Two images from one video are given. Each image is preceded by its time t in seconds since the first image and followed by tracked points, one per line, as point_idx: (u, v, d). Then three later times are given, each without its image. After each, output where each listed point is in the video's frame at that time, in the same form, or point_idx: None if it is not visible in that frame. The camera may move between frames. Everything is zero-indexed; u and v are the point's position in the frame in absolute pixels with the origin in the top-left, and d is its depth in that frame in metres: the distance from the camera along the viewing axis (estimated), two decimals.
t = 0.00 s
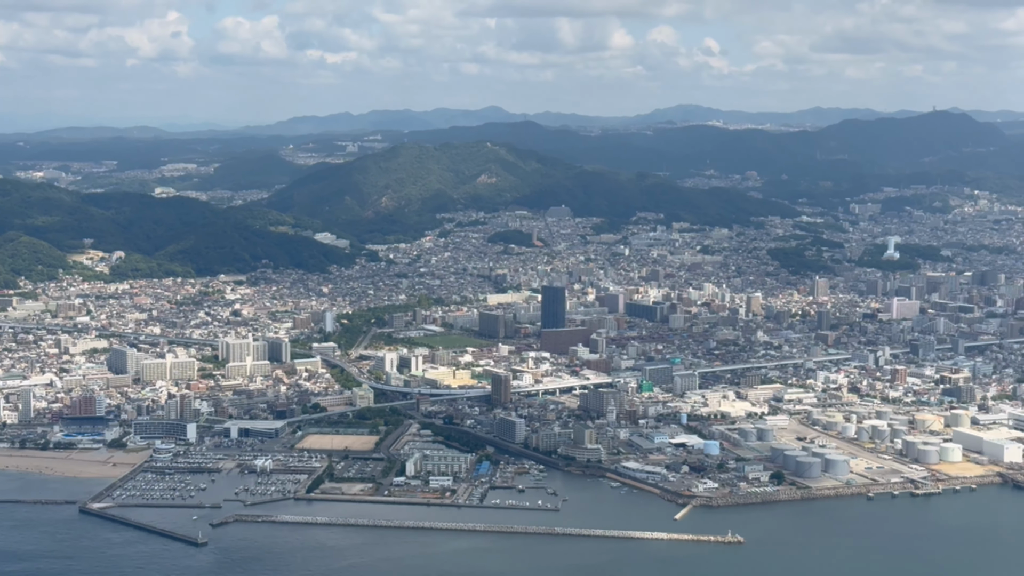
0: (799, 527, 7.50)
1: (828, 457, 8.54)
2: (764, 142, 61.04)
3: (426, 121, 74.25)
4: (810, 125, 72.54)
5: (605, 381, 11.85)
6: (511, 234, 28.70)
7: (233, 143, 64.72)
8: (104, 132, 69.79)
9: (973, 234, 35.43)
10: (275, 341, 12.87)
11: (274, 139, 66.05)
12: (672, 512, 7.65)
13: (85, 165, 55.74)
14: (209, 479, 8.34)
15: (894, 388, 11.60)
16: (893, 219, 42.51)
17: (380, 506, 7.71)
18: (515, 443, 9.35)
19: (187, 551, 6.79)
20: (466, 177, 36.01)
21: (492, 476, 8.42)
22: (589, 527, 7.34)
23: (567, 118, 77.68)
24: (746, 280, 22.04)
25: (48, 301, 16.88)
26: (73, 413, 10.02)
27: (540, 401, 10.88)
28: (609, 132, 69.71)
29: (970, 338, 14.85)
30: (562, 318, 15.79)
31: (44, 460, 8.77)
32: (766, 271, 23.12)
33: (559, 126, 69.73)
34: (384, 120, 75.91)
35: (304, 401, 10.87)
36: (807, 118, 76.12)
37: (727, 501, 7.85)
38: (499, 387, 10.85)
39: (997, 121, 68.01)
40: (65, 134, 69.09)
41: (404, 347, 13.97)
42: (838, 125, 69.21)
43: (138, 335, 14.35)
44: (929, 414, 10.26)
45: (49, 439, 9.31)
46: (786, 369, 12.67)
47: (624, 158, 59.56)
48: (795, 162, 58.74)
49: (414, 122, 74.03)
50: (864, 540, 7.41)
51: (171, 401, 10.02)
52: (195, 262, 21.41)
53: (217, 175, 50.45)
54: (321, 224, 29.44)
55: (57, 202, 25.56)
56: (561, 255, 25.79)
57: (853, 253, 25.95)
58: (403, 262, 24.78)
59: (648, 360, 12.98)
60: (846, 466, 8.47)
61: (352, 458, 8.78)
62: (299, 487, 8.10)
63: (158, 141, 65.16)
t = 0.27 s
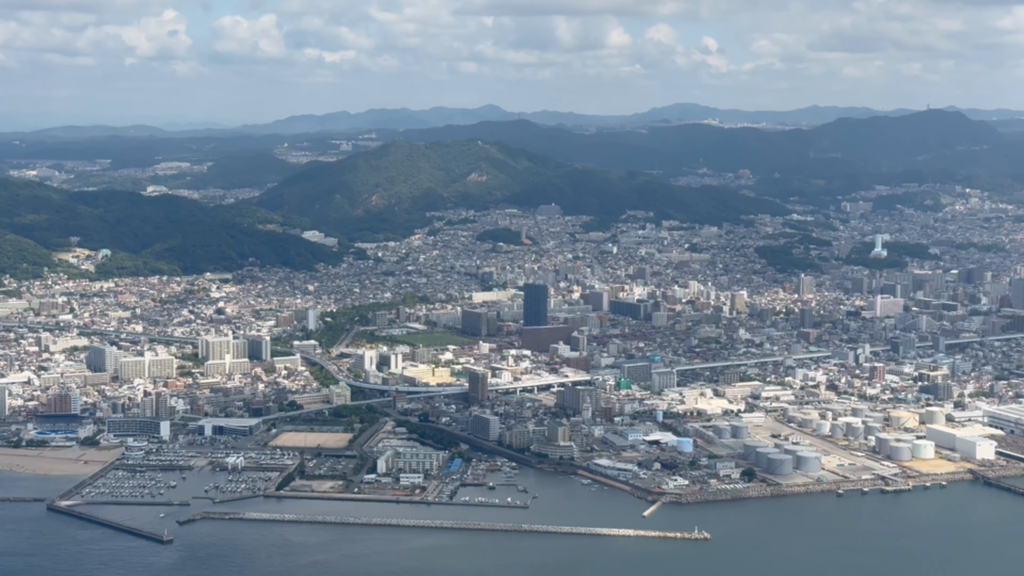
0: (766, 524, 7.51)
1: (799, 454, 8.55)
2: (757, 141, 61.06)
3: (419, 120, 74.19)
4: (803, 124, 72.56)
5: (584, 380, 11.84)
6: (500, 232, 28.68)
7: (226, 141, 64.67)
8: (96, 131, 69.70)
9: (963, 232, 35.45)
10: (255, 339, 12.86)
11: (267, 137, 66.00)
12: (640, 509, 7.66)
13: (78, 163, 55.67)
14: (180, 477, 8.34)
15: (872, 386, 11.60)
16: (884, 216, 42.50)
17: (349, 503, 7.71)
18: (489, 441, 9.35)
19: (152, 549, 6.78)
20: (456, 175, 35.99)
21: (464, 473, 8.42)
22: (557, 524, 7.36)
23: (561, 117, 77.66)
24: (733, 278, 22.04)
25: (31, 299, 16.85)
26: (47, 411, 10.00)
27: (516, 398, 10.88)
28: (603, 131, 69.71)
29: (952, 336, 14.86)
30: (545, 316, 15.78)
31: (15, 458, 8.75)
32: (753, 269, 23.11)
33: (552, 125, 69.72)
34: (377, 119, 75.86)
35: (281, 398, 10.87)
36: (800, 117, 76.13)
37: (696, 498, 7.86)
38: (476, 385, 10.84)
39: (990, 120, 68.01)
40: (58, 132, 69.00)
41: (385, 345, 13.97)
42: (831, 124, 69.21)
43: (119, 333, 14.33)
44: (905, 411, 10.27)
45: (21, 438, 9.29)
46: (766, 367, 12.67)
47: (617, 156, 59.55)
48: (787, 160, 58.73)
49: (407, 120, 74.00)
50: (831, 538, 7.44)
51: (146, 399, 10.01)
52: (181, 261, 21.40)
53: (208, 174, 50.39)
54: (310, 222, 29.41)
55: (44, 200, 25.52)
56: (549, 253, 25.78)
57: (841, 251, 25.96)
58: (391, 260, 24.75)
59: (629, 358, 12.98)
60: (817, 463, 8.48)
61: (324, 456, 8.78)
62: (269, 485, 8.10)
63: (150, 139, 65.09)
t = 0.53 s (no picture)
0: (733, 518, 7.51)
1: (769, 449, 8.55)
2: (749, 136, 61.06)
3: (411, 115, 74.17)
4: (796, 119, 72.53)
5: (560, 374, 11.84)
6: (487, 227, 28.69)
7: (218, 136, 64.62)
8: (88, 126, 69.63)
9: (952, 228, 35.45)
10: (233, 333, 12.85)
11: (259, 132, 65.95)
12: (607, 503, 7.66)
13: (69, 157, 55.61)
14: (148, 470, 8.32)
15: (848, 380, 11.62)
16: (873, 212, 42.55)
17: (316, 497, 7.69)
18: (460, 435, 9.34)
19: (114, 542, 6.76)
20: (445, 170, 35.98)
21: (433, 467, 8.41)
22: (522, 517, 7.35)
23: (553, 113, 77.63)
24: (718, 272, 22.03)
25: (12, 293, 16.83)
26: (20, 404, 9.99)
27: (491, 392, 10.87)
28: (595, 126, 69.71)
29: (932, 331, 14.86)
30: (526, 311, 15.79)
31: None
32: (738, 264, 23.13)
33: (544, 120, 69.72)
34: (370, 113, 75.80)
35: (255, 392, 10.86)
36: (793, 113, 76.16)
37: (664, 492, 7.86)
38: (451, 379, 10.83)
39: (982, 115, 68.07)
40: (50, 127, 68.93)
41: (364, 339, 13.95)
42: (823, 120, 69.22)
43: (98, 327, 14.31)
44: (878, 406, 10.28)
45: None
46: (744, 361, 12.67)
47: (609, 151, 59.54)
48: (778, 156, 58.77)
49: (400, 115, 73.96)
50: (797, 531, 7.44)
51: (118, 393, 10.00)
52: (166, 255, 21.38)
53: (199, 168, 50.39)
54: (297, 217, 29.39)
55: (30, 194, 25.50)
56: (536, 248, 25.77)
57: (827, 246, 25.97)
58: (376, 255, 24.76)
59: (607, 353, 12.97)
60: (787, 458, 8.48)
61: (294, 450, 8.76)
62: (237, 478, 8.08)
63: (142, 134, 65.03)
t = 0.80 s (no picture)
0: (696, 513, 7.52)
1: (737, 444, 8.55)
2: (739, 133, 61.09)
3: (403, 110, 74.09)
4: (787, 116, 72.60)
5: (535, 369, 11.84)
6: (473, 222, 28.68)
7: (210, 131, 64.54)
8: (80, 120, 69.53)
9: (940, 225, 35.47)
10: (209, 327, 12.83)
11: (251, 127, 65.89)
12: (572, 498, 7.66)
13: (59, 151, 55.52)
14: (115, 464, 8.30)
15: (822, 376, 11.62)
16: (862, 209, 42.58)
17: (280, 491, 7.68)
18: (431, 429, 9.33)
19: (74, 536, 6.75)
20: (433, 165, 35.95)
21: (401, 462, 8.40)
22: (486, 512, 7.35)
23: (545, 108, 77.61)
24: (702, 269, 22.03)
25: None
26: None
27: (465, 387, 10.86)
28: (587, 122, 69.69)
29: (911, 327, 14.87)
30: (506, 306, 15.78)
31: None
32: (722, 260, 23.12)
33: (535, 116, 69.71)
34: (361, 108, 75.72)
35: (229, 386, 10.84)
36: (784, 111, 76.17)
37: (629, 487, 7.86)
38: (425, 373, 10.83)
39: (972, 113, 68.12)
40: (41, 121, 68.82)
41: (342, 333, 13.94)
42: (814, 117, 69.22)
43: (76, 321, 14.29)
44: (850, 402, 10.29)
45: None
46: (720, 357, 12.67)
47: (599, 147, 59.54)
48: (769, 153, 58.78)
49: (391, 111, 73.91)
50: (760, 526, 7.45)
51: (89, 387, 9.98)
52: (149, 249, 21.35)
53: (188, 162, 50.33)
54: (284, 211, 29.37)
55: (14, 187, 25.45)
56: (521, 243, 25.76)
57: (812, 243, 25.97)
58: (361, 250, 24.74)
59: (583, 348, 12.97)
60: (754, 453, 8.49)
61: (263, 444, 8.75)
62: (203, 472, 8.07)
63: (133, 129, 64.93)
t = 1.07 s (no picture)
0: (662, 511, 7.54)
1: (704, 441, 8.57)
2: (729, 133, 61.12)
3: (393, 108, 74.05)
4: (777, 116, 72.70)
5: (509, 366, 11.84)
6: (459, 220, 28.68)
7: (199, 128, 64.50)
8: (71, 116, 69.43)
9: (926, 225, 35.51)
10: (185, 323, 12.83)
11: (241, 124, 65.85)
12: (536, 494, 7.66)
13: (48, 147, 55.42)
14: (80, 459, 8.29)
15: (796, 374, 11.64)
16: (849, 209, 42.61)
17: (246, 486, 7.67)
18: (400, 425, 9.33)
19: (34, 530, 6.75)
20: (420, 163, 35.96)
21: (367, 457, 8.40)
22: (450, 508, 7.36)
23: (535, 107, 77.63)
24: (685, 267, 22.06)
25: None
26: None
27: (438, 384, 10.86)
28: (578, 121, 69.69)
29: (888, 326, 14.90)
30: (485, 304, 15.79)
31: None
32: (705, 259, 23.14)
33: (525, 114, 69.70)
34: (353, 107, 75.73)
35: (201, 382, 10.84)
36: (775, 110, 76.23)
37: (594, 483, 7.87)
38: (398, 370, 10.83)
39: (962, 113, 68.21)
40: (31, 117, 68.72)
41: (319, 329, 13.95)
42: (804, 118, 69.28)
43: (52, 316, 14.27)
44: (821, 400, 10.30)
45: None
46: (695, 355, 12.69)
47: (589, 146, 59.57)
48: (758, 152, 58.84)
49: (382, 108, 73.89)
50: (724, 524, 7.45)
51: (60, 383, 9.98)
52: (131, 245, 21.34)
53: (177, 160, 50.27)
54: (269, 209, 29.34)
55: None
56: (505, 241, 25.79)
57: (796, 242, 26.00)
58: (345, 247, 24.73)
59: (559, 345, 12.97)
60: (721, 450, 8.50)
61: (231, 439, 8.75)
62: (168, 468, 8.05)
63: (123, 125, 64.86)
